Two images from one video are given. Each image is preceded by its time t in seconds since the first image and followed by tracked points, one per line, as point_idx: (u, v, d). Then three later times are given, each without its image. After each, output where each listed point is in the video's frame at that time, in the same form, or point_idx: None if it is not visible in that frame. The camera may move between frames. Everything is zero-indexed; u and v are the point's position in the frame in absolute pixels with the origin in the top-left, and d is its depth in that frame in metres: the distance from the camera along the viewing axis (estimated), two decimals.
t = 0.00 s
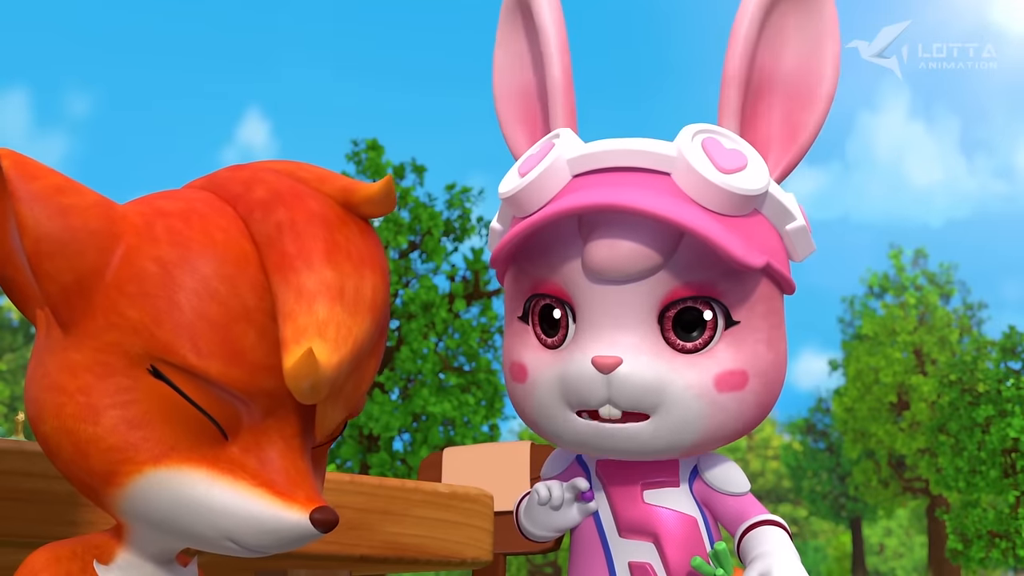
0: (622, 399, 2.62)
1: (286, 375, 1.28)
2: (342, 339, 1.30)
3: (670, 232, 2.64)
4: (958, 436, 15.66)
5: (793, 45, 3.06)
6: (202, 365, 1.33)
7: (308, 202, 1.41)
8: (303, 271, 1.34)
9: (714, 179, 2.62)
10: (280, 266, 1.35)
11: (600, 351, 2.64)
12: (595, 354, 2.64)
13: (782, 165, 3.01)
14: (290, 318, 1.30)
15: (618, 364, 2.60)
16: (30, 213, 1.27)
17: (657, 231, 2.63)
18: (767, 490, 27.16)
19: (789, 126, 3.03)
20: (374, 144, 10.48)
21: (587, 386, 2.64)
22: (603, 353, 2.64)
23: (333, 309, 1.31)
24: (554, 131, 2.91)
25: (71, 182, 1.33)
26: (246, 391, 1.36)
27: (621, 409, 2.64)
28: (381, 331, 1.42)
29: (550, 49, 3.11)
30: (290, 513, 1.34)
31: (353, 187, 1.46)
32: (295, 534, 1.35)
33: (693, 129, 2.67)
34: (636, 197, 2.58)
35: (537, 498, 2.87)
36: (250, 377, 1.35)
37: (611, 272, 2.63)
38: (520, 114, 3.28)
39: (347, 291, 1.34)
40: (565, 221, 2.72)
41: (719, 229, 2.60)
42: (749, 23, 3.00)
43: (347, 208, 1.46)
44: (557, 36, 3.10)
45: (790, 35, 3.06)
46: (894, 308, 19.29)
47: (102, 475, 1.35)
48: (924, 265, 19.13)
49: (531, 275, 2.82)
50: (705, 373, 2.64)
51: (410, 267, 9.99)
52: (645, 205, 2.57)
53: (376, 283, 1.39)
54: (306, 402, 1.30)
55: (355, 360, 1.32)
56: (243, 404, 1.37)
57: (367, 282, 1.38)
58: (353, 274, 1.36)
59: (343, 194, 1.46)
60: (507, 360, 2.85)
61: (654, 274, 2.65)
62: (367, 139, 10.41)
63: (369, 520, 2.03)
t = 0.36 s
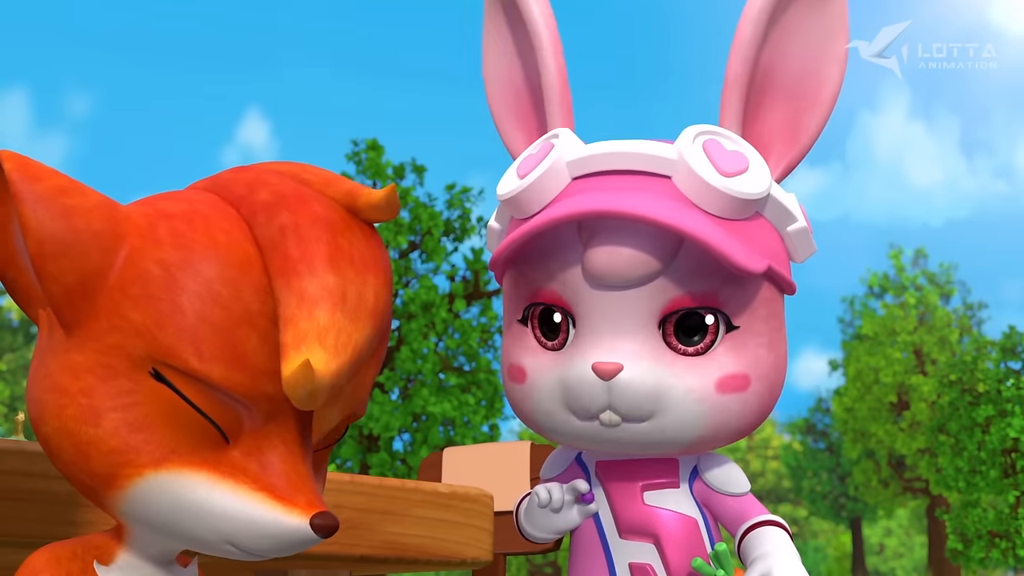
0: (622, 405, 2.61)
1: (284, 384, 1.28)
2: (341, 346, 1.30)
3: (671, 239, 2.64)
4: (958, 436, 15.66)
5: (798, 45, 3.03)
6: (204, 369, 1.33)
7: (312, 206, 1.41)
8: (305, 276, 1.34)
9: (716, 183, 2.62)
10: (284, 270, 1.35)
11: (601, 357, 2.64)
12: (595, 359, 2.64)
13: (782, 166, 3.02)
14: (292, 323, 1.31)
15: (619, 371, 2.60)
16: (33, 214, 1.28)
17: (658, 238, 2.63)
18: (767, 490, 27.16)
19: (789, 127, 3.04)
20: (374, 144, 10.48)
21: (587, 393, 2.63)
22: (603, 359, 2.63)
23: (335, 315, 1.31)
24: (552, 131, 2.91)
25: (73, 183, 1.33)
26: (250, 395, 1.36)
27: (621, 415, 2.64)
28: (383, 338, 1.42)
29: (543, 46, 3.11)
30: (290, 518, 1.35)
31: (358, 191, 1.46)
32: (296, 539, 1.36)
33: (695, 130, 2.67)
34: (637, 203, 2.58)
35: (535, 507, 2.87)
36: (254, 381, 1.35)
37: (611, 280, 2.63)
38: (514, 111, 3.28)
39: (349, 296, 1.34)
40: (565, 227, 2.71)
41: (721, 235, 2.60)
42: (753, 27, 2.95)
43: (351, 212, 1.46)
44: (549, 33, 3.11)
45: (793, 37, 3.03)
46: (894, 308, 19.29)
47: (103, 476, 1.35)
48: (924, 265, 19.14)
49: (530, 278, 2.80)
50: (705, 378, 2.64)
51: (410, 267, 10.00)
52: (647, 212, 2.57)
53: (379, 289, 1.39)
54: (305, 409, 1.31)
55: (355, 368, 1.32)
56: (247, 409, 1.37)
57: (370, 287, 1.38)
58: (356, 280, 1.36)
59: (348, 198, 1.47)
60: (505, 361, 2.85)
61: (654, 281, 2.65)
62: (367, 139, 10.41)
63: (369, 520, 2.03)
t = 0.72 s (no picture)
0: (601, 417, 2.36)
1: (297, 378, 1.27)
2: (351, 339, 1.30)
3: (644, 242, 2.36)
4: (958, 436, 15.66)
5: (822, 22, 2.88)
6: (207, 368, 1.33)
7: (309, 203, 1.42)
8: (307, 273, 1.33)
9: (680, 179, 2.36)
10: (285, 268, 1.35)
11: (578, 366, 2.38)
12: (572, 370, 2.38)
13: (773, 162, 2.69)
14: (295, 320, 1.30)
15: (595, 380, 2.34)
16: (28, 215, 1.26)
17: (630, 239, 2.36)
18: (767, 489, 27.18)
19: (782, 116, 2.70)
20: (374, 144, 10.49)
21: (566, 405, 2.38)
22: (582, 369, 2.37)
23: (340, 309, 1.31)
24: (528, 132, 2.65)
25: (68, 184, 1.32)
26: (253, 391, 1.36)
27: (602, 426, 2.39)
28: (383, 334, 1.43)
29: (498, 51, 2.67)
30: (297, 513, 1.35)
31: (356, 186, 1.47)
32: (302, 535, 1.36)
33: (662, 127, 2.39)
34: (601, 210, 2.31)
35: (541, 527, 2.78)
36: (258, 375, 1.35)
37: (583, 285, 2.37)
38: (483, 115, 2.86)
39: (352, 291, 1.34)
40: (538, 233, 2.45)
41: (688, 235, 2.33)
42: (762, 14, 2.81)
43: (347, 207, 1.47)
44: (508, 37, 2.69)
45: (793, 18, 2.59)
46: (894, 308, 19.31)
47: (108, 478, 1.35)
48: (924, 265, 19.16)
49: (510, 285, 2.55)
50: (687, 383, 2.36)
51: (410, 267, 9.99)
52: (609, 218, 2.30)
53: (379, 282, 1.40)
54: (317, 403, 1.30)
55: (363, 362, 1.33)
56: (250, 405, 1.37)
57: (371, 282, 1.39)
58: (355, 274, 1.37)
59: (342, 194, 1.47)
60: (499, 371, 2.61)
61: (622, 290, 2.38)
62: (367, 139, 10.41)
63: (369, 520, 2.03)
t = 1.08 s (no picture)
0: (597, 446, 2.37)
1: (298, 344, 1.47)
2: (332, 296, 1.52)
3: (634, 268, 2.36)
4: (958, 437, 15.66)
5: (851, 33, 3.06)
6: (210, 339, 1.48)
7: (246, 176, 1.59)
8: (273, 243, 1.52)
9: (668, 202, 2.35)
10: (249, 244, 1.52)
11: (573, 395, 2.38)
12: (567, 397, 2.39)
13: (769, 156, 2.59)
14: (281, 290, 1.49)
15: (591, 410, 2.34)
16: None
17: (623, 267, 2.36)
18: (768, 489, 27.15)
19: (774, 108, 2.60)
20: (374, 144, 10.47)
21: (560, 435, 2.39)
22: (577, 397, 2.38)
23: (316, 272, 1.52)
24: (515, 143, 2.64)
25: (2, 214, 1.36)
26: (242, 362, 1.52)
27: (598, 452, 2.40)
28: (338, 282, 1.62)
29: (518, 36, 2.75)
30: (319, 467, 1.53)
31: (279, 149, 1.65)
32: (322, 486, 1.55)
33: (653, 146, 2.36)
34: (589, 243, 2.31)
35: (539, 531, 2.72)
36: (251, 345, 1.52)
37: (579, 315, 2.37)
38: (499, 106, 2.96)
39: (318, 251, 1.55)
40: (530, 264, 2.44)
41: (684, 263, 2.32)
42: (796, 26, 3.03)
43: (275, 171, 1.64)
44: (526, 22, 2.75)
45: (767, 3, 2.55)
46: (894, 308, 19.27)
47: (135, 484, 1.46)
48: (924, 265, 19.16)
49: (505, 304, 2.55)
50: (686, 406, 2.37)
51: (411, 267, 9.98)
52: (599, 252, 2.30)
53: (332, 236, 1.60)
54: (316, 363, 1.51)
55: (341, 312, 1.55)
56: (242, 377, 1.53)
57: (327, 237, 1.59)
58: (313, 234, 1.56)
59: (270, 157, 1.65)
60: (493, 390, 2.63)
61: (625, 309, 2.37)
62: (367, 139, 10.41)
63: (369, 520, 2.03)
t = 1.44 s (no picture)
0: (656, 396, 2.69)
1: (292, 339, 1.47)
2: (324, 288, 1.51)
3: (713, 221, 2.72)
4: (958, 437, 15.64)
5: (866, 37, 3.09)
6: (204, 337, 1.48)
7: (232, 171, 1.58)
8: (263, 240, 1.52)
9: (759, 169, 2.72)
10: (239, 240, 1.52)
11: (635, 345, 2.71)
12: (629, 347, 2.72)
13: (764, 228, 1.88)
14: (273, 287, 1.49)
15: (654, 359, 2.67)
16: None
17: (690, 232, 2.71)
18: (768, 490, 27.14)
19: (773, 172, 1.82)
20: (374, 144, 10.45)
21: (622, 381, 2.71)
22: (639, 348, 2.71)
23: (307, 266, 1.52)
24: (594, 118, 3.01)
25: None
26: (236, 359, 1.52)
27: (657, 405, 2.72)
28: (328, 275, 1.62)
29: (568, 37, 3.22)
30: (315, 459, 1.53)
31: (265, 144, 1.64)
32: (320, 476, 1.55)
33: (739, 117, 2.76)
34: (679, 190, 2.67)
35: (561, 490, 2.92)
36: (245, 341, 1.52)
37: (652, 265, 2.71)
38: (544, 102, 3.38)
39: (308, 245, 1.54)
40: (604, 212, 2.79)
41: (759, 221, 2.69)
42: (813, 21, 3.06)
43: (260, 166, 1.63)
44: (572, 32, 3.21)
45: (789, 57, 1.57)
46: (894, 308, 19.25)
47: (135, 483, 1.46)
48: (924, 265, 19.17)
49: (574, 263, 2.86)
50: (744, 369, 2.71)
51: (410, 267, 10.00)
52: (687, 197, 2.66)
53: (322, 230, 1.59)
54: (311, 358, 1.51)
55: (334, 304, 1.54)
56: (237, 373, 1.53)
57: (317, 232, 1.58)
58: (303, 229, 1.56)
59: (255, 153, 1.64)
60: (544, 348, 2.93)
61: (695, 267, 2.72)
62: (367, 139, 10.40)
63: (370, 520, 2.03)
